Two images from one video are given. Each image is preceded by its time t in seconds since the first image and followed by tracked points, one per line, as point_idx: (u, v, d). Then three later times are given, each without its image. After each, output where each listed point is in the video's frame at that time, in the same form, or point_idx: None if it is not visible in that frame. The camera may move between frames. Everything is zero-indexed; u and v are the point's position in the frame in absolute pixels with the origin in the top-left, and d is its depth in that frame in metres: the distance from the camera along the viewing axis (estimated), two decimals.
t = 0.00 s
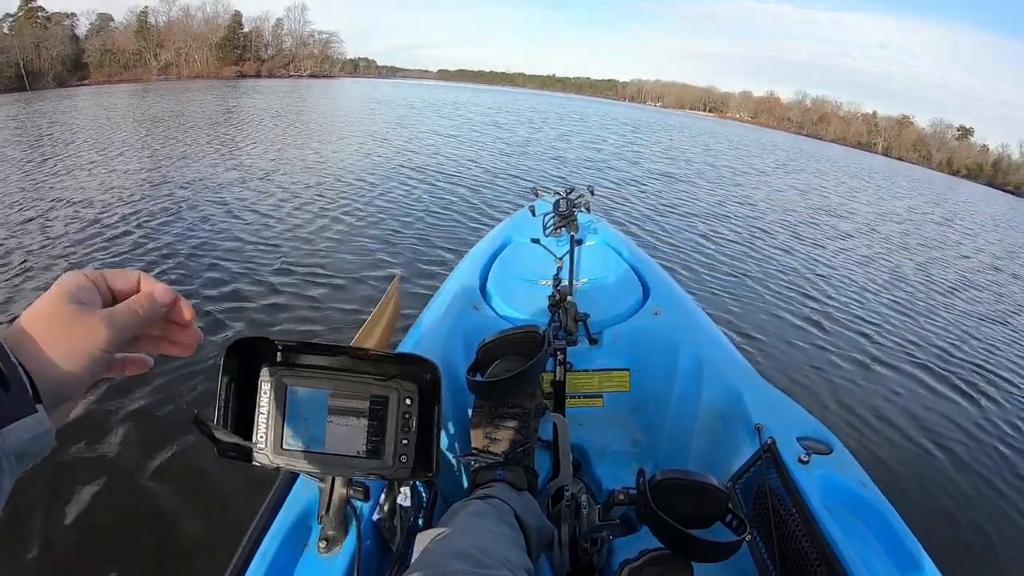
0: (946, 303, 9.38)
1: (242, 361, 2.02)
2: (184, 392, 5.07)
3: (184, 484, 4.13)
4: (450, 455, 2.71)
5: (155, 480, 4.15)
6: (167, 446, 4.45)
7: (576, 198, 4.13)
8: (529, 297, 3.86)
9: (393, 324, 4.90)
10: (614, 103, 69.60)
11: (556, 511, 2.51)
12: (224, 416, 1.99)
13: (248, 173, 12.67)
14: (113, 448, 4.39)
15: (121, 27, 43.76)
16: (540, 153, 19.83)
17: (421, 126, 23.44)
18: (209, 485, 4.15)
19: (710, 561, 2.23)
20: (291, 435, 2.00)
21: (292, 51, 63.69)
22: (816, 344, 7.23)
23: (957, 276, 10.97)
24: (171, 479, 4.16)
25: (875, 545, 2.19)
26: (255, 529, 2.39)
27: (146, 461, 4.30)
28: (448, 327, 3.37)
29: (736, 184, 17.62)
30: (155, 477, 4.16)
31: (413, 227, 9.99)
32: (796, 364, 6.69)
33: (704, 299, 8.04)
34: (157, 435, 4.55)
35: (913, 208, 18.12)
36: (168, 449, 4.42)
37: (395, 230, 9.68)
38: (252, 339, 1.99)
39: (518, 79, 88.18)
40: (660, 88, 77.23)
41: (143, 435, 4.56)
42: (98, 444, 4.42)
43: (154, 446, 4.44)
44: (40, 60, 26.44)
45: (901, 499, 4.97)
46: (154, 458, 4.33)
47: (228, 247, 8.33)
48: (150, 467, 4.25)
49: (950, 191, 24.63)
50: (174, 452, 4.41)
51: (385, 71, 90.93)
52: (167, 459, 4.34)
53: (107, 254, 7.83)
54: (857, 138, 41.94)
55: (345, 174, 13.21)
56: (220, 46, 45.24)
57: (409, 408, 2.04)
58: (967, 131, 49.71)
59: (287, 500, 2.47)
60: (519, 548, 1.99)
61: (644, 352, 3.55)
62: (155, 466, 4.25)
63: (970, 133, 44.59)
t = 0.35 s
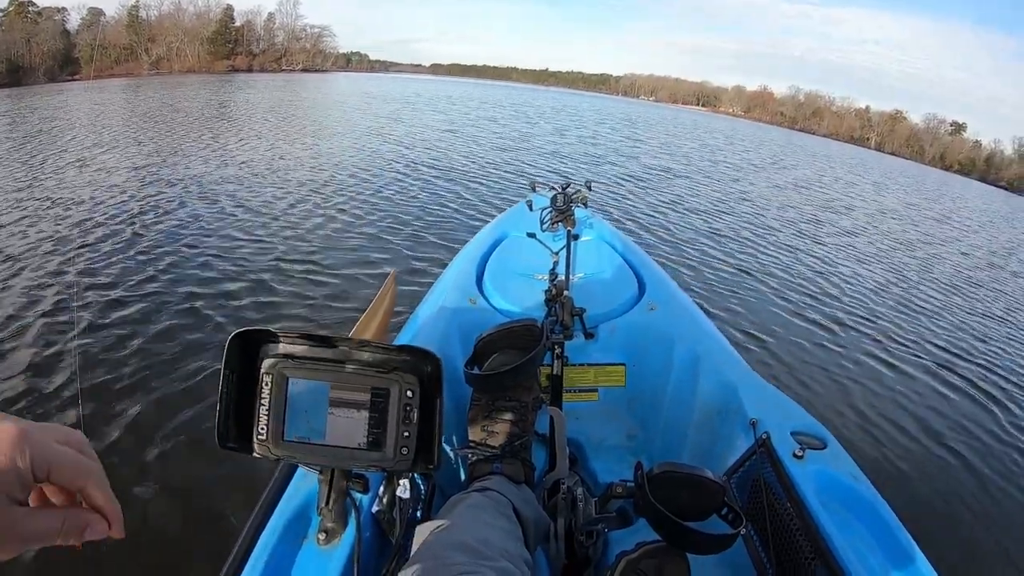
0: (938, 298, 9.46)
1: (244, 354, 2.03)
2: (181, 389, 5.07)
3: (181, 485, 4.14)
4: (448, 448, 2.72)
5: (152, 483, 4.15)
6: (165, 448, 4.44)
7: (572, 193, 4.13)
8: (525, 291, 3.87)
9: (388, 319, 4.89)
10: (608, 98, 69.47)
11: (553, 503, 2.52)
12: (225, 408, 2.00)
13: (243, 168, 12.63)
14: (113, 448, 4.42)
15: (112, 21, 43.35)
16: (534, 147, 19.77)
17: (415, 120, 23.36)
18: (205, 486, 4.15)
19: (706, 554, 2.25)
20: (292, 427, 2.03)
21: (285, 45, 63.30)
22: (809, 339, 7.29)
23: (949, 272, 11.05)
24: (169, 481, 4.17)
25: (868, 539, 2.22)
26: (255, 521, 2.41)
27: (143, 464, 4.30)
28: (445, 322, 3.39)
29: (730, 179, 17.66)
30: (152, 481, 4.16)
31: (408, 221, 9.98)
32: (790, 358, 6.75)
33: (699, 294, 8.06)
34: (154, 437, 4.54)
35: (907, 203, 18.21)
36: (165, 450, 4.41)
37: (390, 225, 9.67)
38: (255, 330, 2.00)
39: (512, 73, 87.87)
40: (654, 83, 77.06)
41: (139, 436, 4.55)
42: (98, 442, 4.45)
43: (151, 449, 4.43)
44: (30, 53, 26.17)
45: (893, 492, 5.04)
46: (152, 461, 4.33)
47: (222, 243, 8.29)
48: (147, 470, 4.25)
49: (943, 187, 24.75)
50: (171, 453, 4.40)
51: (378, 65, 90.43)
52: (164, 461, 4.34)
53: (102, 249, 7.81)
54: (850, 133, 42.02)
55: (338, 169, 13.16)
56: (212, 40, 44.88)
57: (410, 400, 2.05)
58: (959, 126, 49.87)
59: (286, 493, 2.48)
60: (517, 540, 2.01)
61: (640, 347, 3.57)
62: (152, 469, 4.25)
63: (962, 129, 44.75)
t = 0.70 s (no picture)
0: (934, 295, 9.49)
1: (239, 350, 2.04)
2: (178, 387, 5.07)
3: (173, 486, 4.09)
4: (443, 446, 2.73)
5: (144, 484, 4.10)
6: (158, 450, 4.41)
7: (568, 191, 4.13)
8: (521, 289, 3.88)
9: (385, 317, 4.90)
10: (605, 96, 69.42)
11: (548, 501, 2.53)
12: (222, 405, 2.01)
13: (239, 168, 12.62)
14: (108, 447, 4.41)
15: (108, 21, 43.27)
16: (532, 146, 19.75)
17: (412, 119, 23.35)
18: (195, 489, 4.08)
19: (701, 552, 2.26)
20: (287, 424, 2.04)
21: (281, 43, 63.18)
22: (805, 337, 7.32)
23: (944, 269, 11.09)
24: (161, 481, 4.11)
25: (861, 537, 2.23)
26: (251, 517, 2.41)
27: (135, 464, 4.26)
28: (440, 319, 3.40)
29: (727, 177, 17.69)
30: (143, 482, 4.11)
31: (405, 220, 9.99)
32: (785, 356, 6.77)
33: (697, 294, 8.06)
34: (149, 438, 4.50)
35: (903, 201, 18.25)
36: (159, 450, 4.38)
37: (387, 224, 9.68)
38: (252, 326, 2.01)
39: (508, 71, 87.78)
40: (651, 80, 77.06)
41: (135, 436, 4.53)
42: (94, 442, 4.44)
43: (143, 451, 4.39)
44: (25, 53, 26.10)
45: (888, 489, 5.06)
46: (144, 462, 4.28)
47: (218, 243, 8.28)
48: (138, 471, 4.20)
49: (939, 184, 24.82)
50: (166, 453, 4.37)
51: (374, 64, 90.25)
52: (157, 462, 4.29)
53: (98, 250, 7.80)
54: (846, 131, 42.08)
55: (336, 168, 13.14)
56: (208, 40, 44.75)
57: (405, 397, 2.05)
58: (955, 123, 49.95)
59: (281, 490, 2.48)
60: (511, 536, 2.02)
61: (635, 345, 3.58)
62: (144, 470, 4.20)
63: (958, 126, 44.82)
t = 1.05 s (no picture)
0: (934, 295, 9.48)
1: (239, 352, 2.04)
2: (178, 387, 5.06)
3: (172, 490, 4.08)
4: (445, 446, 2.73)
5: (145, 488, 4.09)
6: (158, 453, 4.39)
7: (567, 191, 4.13)
8: (521, 289, 3.88)
9: (386, 317, 4.89)
10: (604, 95, 69.41)
11: (549, 500, 2.54)
12: (223, 406, 2.01)
13: (238, 168, 12.61)
14: (109, 448, 4.41)
15: (106, 21, 43.27)
16: (531, 145, 19.72)
17: (411, 119, 23.34)
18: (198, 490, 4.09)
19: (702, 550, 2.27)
20: (288, 425, 2.04)
21: (280, 43, 63.17)
22: (804, 336, 7.33)
23: (943, 268, 11.10)
24: (163, 485, 4.11)
25: (862, 535, 2.23)
26: (253, 516, 2.42)
27: (135, 469, 4.24)
28: (440, 319, 3.40)
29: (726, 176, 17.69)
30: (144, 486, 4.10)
31: (404, 220, 9.99)
32: (784, 355, 6.78)
33: (698, 293, 8.06)
34: (148, 440, 4.48)
35: (902, 200, 18.25)
36: (160, 453, 4.36)
37: (386, 224, 9.67)
38: (254, 327, 2.01)
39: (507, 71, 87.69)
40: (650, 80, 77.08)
41: (135, 437, 4.51)
42: (94, 443, 4.44)
43: (142, 454, 4.37)
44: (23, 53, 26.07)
45: (888, 489, 5.07)
46: (145, 466, 4.26)
47: (218, 242, 8.28)
48: (139, 475, 4.19)
49: (937, 183, 24.81)
50: (166, 457, 4.34)
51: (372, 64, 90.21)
52: (157, 465, 4.28)
53: (97, 250, 7.80)
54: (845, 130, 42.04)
55: (335, 168, 13.11)
56: (206, 40, 44.66)
57: (405, 397, 2.05)
58: (953, 123, 49.86)
59: (283, 490, 2.49)
60: (512, 535, 2.02)
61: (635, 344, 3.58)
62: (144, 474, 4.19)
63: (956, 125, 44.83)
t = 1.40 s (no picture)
0: (935, 296, 9.48)
1: (243, 350, 2.04)
2: (181, 385, 5.09)
3: (166, 495, 4.04)
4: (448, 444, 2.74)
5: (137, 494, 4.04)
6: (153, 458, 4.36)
7: (570, 190, 4.13)
8: (523, 287, 3.89)
9: (388, 315, 4.91)
10: (605, 93, 69.29)
11: (551, 499, 2.55)
12: (228, 404, 2.02)
13: (240, 166, 12.62)
14: (111, 447, 4.43)
15: (108, 18, 43.22)
16: (533, 143, 19.70)
17: (412, 116, 23.34)
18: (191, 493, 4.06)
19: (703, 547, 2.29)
20: (293, 423, 2.05)
21: (281, 41, 63.09)
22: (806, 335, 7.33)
23: (944, 269, 11.09)
24: (155, 491, 4.06)
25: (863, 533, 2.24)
26: (257, 514, 2.43)
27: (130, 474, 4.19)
28: (443, 318, 3.41)
29: (727, 175, 17.68)
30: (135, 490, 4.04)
31: (407, 218, 10.00)
32: (785, 354, 6.79)
33: (699, 293, 8.06)
34: (147, 442, 4.47)
35: (903, 201, 18.23)
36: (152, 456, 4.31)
37: (388, 222, 9.68)
38: (258, 327, 2.01)
39: (509, 69, 87.49)
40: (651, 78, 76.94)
41: (137, 436, 4.52)
42: (98, 441, 4.47)
43: (136, 459, 4.34)
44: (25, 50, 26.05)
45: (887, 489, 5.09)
46: (140, 469, 4.23)
47: (221, 240, 8.30)
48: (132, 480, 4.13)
49: (939, 184, 24.78)
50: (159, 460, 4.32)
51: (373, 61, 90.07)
52: (151, 468, 4.24)
53: (100, 248, 7.82)
54: (847, 130, 41.92)
55: (336, 166, 13.11)
56: (208, 37, 44.60)
57: (409, 396, 2.05)
58: (954, 123, 49.73)
59: (287, 488, 2.50)
60: (514, 533, 2.03)
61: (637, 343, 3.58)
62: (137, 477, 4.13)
63: (958, 125, 44.72)
